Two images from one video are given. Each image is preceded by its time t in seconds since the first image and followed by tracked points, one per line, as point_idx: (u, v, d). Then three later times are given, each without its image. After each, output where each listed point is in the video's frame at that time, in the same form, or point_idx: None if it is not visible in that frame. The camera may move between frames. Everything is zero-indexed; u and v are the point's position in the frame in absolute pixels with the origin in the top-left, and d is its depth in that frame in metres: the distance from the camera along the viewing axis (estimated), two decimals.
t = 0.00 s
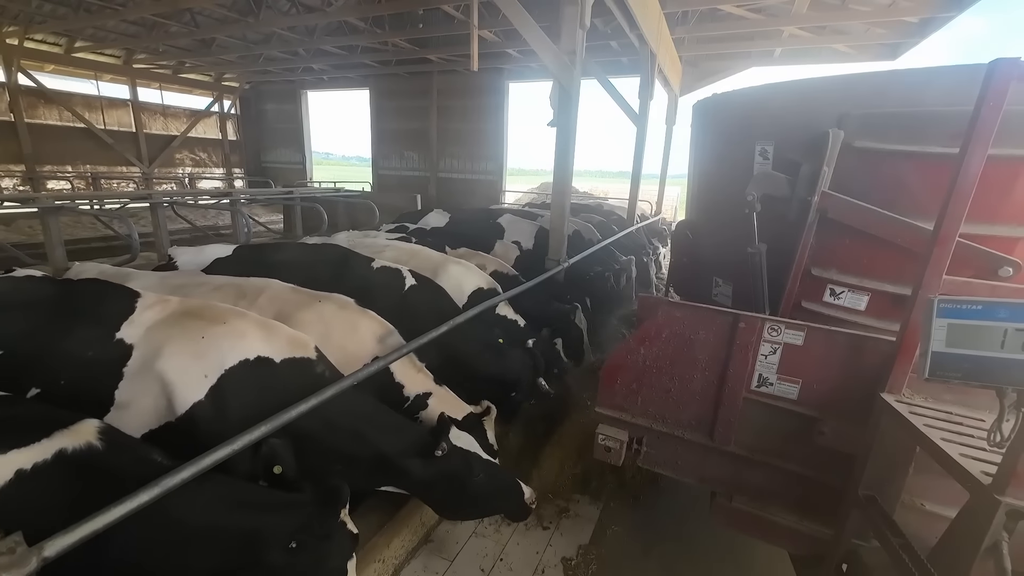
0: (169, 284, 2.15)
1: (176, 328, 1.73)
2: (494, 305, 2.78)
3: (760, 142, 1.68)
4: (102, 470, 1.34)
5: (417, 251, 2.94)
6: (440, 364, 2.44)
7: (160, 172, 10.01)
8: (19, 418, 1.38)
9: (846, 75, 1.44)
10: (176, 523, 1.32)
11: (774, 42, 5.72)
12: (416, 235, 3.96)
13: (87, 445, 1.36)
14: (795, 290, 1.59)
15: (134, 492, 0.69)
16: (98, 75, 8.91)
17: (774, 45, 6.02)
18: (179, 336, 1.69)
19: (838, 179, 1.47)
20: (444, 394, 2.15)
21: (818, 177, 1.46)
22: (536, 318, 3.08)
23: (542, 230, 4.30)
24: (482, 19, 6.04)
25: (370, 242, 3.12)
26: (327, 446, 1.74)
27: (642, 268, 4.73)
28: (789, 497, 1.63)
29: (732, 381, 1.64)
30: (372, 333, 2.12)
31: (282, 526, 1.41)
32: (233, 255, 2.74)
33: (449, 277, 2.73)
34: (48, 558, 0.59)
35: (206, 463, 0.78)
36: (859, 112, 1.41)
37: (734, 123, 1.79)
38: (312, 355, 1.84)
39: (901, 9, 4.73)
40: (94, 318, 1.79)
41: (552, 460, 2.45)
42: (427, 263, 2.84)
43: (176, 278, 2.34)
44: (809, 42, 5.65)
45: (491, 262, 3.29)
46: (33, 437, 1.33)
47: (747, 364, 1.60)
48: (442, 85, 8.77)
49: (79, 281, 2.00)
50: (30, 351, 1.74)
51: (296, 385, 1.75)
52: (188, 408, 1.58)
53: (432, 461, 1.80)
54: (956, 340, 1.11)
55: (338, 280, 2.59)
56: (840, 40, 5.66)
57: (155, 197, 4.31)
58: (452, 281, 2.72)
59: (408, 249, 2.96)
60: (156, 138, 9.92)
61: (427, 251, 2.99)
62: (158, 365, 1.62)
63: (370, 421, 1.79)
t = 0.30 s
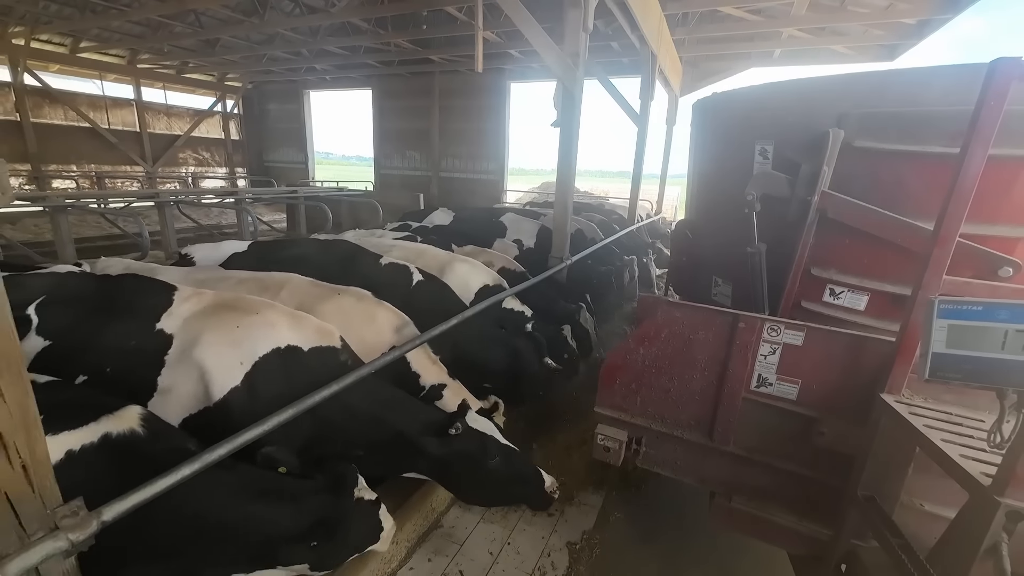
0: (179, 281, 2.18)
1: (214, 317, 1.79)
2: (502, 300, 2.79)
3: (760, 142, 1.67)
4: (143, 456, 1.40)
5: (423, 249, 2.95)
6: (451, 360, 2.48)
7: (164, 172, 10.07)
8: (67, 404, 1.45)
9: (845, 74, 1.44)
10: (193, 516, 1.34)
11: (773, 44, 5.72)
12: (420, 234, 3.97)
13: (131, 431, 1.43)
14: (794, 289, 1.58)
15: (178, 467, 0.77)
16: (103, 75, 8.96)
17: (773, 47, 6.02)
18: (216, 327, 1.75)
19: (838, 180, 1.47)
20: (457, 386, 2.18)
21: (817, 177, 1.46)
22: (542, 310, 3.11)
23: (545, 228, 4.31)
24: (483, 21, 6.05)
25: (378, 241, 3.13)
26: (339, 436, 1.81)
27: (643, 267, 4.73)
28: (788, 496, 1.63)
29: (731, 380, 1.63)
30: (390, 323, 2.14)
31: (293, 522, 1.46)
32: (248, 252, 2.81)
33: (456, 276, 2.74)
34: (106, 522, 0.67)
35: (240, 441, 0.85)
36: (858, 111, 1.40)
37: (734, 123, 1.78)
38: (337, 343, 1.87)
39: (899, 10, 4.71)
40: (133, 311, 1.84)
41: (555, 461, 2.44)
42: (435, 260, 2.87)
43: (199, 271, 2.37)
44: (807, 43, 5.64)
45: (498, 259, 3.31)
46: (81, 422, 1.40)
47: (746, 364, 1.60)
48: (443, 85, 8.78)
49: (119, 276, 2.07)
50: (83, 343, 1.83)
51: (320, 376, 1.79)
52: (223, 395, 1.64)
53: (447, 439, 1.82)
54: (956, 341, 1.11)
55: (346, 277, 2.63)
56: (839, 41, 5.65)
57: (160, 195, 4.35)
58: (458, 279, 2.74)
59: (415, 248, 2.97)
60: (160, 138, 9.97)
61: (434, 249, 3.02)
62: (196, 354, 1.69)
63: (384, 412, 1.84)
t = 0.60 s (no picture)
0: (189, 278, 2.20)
1: (252, 310, 1.82)
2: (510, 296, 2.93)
3: (761, 142, 1.68)
4: (197, 432, 1.45)
5: (433, 248, 2.96)
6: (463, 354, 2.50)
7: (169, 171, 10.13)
8: (125, 384, 1.50)
9: (845, 74, 1.44)
10: (236, 486, 1.47)
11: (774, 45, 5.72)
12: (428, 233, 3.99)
13: (186, 408, 1.48)
14: (794, 290, 1.59)
15: (228, 443, 0.88)
16: (108, 76, 9.02)
17: (773, 49, 6.02)
18: (256, 318, 1.78)
19: (838, 179, 1.47)
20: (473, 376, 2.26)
21: (818, 176, 1.46)
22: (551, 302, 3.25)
23: (550, 227, 4.33)
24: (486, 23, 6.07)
25: (390, 240, 3.14)
26: (366, 419, 1.88)
27: (646, 266, 4.74)
28: (789, 496, 1.64)
29: (732, 380, 1.64)
30: (413, 318, 2.13)
31: (324, 490, 1.60)
32: (272, 251, 2.80)
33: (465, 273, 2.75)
34: (168, 490, 0.81)
35: (281, 422, 0.98)
36: (859, 111, 1.40)
37: (734, 124, 1.78)
38: (365, 337, 1.88)
39: (897, 14, 4.70)
40: (178, 303, 1.89)
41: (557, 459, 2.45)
42: (445, 258, 2.87)
43: (231, 267, 2.40)
44: (808, 45, 5.64)
45: (508, 257, 3.33)
46: (142, 399, 1.45)
47: (746, 364, 1.60)
48: (446, 86, 8.79)
49: (160, 269, 2.12)
50: (129, 333, 1.86)
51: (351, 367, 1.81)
52: (262, 383, 1.68)
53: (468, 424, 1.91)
54: (958, 340, 1.11)
55: (362, 274, 2.67)
56: (837, 43, 5.63)
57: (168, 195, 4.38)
58: (467, 277, 2.74)
59: (425, 247, 2.97)
60: (164, 138, 10.03)
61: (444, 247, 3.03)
62: (235, 344, 1.72)
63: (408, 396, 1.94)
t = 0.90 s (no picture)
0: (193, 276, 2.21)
1: (279, 303, 1.84)
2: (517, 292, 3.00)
3: (760, 142, 1.68)
4: (240, 412, 1.50)
5: (442, 246, 2.98)
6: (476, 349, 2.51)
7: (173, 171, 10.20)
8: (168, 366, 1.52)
9: (842, 74, 1.44)
10: (266, 467, 1.55)
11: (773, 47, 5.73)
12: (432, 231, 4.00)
13: (229, 391, 1.51)
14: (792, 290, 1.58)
15: (260, 423, 0.96)
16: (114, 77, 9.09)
17: (771, 50, 6.02)
18: (282, 309, 1.81)
19: (837, 180, 1.47)
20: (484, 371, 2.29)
21: (817, 177, 1.46)
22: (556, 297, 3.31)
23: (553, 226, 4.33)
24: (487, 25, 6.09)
25: (399, 237, 3.16)
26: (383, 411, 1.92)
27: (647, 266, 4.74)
28: (788, 497, 1.63)
29: (730, 381, 1.63)
30: (429, 311, 2.15)
31: (339, 479, 1.68)
32: (290, 245, 2.80)
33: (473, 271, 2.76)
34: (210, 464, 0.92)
35: (306, 405, 1.04)
36: (856, 112, 1.40)
37: (734, 124, 1.78)
38: (383, 330, 1.88)
39: (893, 17, 4.73)
40: (211, 292, 1.90)
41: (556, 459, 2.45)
42: (453, 256, 2.88)
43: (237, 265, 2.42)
44: (806, 47, 5.65)
45: (514, 254, 3.33)
46: (189, 378, 1.48)
47: (745, 365, 1.60)
48: (448, 87, 8.81)
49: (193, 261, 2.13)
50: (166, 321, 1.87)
51: (370, 358, 1.84)
52: (287, 369, 1.72)
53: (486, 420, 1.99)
54: (957, 341, 1.10)
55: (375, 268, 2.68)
56: (835, 46, 5.63)
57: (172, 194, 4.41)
58: (474, 274, 2.75)
59: (433, 245, 2.99)
60: (169, 138, 10.09)
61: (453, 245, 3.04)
62: (265, 333, 1.75)
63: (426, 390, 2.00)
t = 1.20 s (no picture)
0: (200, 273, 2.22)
1: (306, 292, 1.88)
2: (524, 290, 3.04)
3: (759, 142, 1.68)
4: (277, 400, 1.50)
5: (452, 244, 3.01)
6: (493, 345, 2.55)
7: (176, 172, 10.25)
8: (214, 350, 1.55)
9: (842, 75, 1.45)
10: (294, 452, 1.61)
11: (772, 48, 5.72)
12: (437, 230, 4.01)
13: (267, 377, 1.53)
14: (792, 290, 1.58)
15: (291, 408, 1.01)
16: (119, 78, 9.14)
17: (770, 52, 6.02)
18: (309, 300, 1.84)
19: (837, 180, 1.47)
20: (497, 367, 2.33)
21: (816, 177, 1.46)
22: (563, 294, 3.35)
23: (556, 225, 4.33)
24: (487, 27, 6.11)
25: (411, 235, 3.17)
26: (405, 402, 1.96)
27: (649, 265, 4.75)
28: (788, 497, 1.63)
29: (730, 381, 1.63)
30: (445, 303, 2.18)
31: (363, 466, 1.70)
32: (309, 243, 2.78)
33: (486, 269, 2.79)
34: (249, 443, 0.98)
35: (333, 391, 1.08)
36: (855, 112, 1.41)
37: (734, 124, 1.78)
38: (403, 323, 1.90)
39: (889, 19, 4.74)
40: (244, 284, 1.91)
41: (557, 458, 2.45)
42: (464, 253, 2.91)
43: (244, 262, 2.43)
44: (805, 48, 5.65)
45: (520, 251, 3.34)
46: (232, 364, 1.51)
47: (744, 364, 1.59)
48: (451, 88, 8.83)
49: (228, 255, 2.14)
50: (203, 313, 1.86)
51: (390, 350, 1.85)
52: (316, 356, 1.74)
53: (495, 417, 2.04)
54: (958, 342, 1.10)
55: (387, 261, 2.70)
56: (834, 47, 5.63)
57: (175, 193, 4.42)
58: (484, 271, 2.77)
59: (444, 243, 3.01)
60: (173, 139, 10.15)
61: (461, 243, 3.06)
62: (295, 321, 1.78)
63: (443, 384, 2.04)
